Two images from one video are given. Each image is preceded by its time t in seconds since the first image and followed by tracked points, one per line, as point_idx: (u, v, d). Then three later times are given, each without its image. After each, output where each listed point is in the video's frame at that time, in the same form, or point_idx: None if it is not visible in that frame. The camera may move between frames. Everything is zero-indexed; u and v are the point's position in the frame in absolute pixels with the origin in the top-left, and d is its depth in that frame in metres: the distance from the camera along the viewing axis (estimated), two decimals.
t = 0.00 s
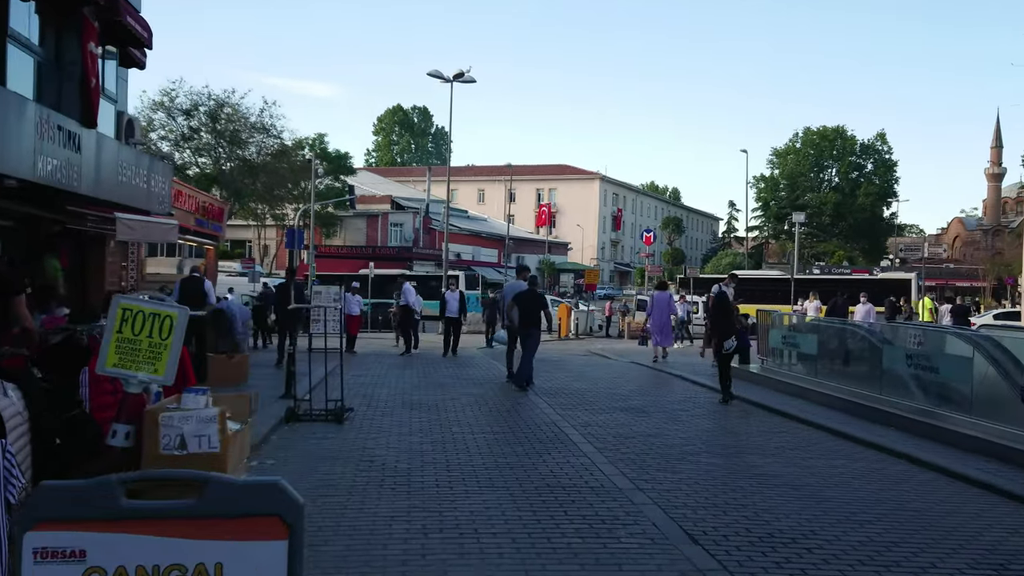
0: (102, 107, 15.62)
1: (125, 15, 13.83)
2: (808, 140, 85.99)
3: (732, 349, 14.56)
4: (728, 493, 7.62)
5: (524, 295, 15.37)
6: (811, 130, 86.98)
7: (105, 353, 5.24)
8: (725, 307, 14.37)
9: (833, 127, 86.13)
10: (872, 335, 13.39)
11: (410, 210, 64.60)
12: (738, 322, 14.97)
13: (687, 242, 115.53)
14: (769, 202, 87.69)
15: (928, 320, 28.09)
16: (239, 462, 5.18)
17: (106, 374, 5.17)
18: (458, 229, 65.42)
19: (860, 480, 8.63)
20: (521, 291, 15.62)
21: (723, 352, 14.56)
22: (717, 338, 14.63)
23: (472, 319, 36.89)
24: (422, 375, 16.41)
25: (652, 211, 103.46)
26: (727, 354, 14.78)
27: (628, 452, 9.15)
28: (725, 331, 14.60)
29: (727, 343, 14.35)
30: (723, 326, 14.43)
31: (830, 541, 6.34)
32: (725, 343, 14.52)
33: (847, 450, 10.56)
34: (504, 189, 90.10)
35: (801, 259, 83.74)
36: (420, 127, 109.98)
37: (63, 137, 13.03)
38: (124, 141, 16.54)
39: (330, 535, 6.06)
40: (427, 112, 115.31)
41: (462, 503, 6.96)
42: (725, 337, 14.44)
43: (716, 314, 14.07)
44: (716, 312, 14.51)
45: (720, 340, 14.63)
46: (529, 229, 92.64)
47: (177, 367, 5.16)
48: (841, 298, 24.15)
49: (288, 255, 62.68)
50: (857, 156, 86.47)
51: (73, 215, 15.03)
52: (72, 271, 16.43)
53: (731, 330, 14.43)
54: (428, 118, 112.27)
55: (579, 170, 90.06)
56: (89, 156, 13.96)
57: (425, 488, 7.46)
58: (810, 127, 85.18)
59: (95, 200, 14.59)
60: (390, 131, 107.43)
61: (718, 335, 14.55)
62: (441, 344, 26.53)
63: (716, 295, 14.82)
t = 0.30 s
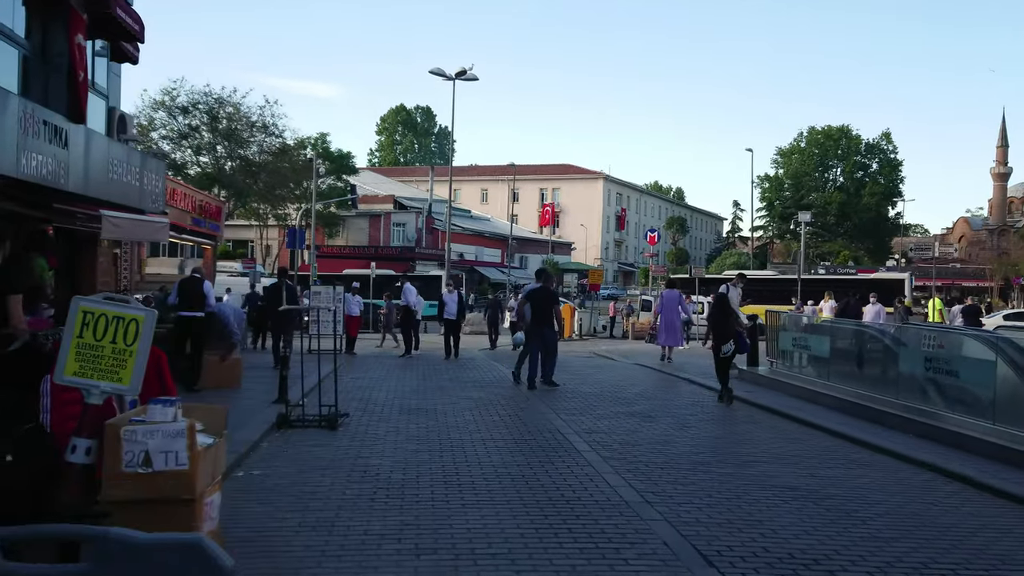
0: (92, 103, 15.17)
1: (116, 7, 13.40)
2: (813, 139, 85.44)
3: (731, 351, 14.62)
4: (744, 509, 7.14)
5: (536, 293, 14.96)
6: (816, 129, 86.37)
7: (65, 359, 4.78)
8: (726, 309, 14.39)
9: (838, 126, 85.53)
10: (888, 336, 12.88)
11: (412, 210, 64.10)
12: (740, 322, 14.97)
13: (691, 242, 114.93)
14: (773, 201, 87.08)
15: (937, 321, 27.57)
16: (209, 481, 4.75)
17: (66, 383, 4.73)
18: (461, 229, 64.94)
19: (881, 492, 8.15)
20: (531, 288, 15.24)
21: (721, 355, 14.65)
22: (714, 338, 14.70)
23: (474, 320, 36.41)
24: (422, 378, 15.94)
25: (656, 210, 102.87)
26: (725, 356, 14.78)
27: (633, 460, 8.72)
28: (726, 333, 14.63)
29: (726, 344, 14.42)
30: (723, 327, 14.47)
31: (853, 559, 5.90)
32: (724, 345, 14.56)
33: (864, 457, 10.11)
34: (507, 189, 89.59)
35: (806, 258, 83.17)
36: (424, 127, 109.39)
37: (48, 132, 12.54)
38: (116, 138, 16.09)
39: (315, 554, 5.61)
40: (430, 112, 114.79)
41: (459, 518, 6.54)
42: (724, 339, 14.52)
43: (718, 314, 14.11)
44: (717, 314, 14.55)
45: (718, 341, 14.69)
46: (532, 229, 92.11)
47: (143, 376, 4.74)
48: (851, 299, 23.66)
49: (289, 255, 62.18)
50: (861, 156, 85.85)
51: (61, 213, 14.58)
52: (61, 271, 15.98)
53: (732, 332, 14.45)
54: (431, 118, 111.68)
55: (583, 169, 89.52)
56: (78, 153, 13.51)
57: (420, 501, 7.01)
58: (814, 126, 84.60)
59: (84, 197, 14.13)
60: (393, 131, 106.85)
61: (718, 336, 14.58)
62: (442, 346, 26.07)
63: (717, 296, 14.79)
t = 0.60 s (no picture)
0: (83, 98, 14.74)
1: None
2: (818, 138, 84.86)
3: (734, 351, 14.42)
4: (767, 529, 6.63)
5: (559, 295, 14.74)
6: (821, 128, 85.74)
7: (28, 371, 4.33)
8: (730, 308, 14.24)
9: (843, 125, 84.91)
10: (907, 338, 12.40)
11: (416, 209, 63.64)
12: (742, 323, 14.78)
13: (695, 241, 114.40)
14: (778, 201, 86.50)
15: (950, 321, 27.04)
16: (187, 502, 4.32)
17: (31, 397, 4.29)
18: (464, 229, 64.48)
19: (911, 507, 7.63)
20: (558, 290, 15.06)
21: (724, 353, 14.45)
22: (718, 338, 14.52)
23: (478, 320, 35.97)
24: (424, 382, 15.48)
25: (660, 210, 102.31)
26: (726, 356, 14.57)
27: (644, 472, 8.31)
28: (729, 333, 14.47)
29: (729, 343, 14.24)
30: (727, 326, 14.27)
31: None
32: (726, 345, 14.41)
33: (884, 465, 9.66)
34: (511, 188, 89.15)
35: (812, 259, 82.60)
36: (427, 126, 108.94)
37: (37, 128, 12.09)
38: (110, 134, 15.67)
39: None
40: (434, 112, 114.44)
41: (465, 538, 6.12)
42: (728, 339, 14.34)
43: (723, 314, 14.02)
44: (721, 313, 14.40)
45: (721, 341, 14.52)
46: (535, 228, 91.65)
47: (116, 389, 4.33)
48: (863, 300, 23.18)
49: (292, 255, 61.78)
50: (867, 155, 85.23)
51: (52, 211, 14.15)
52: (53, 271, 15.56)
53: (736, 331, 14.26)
54: (434, 117, 111.20)
55: (587, 169, 89.05)
56: (70, 149, 13.08)
57: (422, 520, 6.57)
58: (819, 126, 84.00)
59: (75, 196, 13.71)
60: (396, 131, 106.49)
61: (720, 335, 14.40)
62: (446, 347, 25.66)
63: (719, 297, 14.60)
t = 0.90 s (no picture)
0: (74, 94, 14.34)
1: None
2: (822, 137, 84.29)
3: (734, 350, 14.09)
4: (785, 546, 6.18)
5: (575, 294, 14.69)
6: (826, 127, 85.18)
7: None
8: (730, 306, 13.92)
9: (847, 124, 84.33)
10: (923, 340, 11.99)
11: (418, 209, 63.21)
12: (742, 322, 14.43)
13: (700, 241, 113.89)
14: (783, 200, 85.95)
15: (959, 321, 26.58)
16: (155, 529, 3.93)
17: None
18: (467, 228, 64.07)
19: (934, 519, 7.18)
20: (575, 290, 14.94)
21: (723, 353, 14.10)
22: (717, 338, 14.17)
23: (480, 320, 35.57)
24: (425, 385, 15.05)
25: (664, 210, 101.80)
26: (727, 356, 14.20)
27: (652, 482, 7.88)
28: (729, 331, 14.11)
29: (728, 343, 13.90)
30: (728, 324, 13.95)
31: None
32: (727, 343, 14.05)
33: (897, 471, 9.28)
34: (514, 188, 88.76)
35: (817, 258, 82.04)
36: (431, 126, 108.51)
37: (24, 123, 11.70)
38: (102, 131, 15.28)
39: None
40: (438, 111, 114.02)
41: (462, 555, 5.68)
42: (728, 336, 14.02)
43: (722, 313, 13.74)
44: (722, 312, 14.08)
45: (721, 340, 14.16)
46: (539, 228, 91.23)
47: (76, 403, 3.93)
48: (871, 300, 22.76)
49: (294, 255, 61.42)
50: (872, 154, 84.63)
51: (42, 210, 13.76)
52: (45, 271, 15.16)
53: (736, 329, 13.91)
54: (438, 117, 110.76)
55: (590, 168, 88.61)
56: (59, 146, 12.68)
57: (418, 535, 6.14)
58: (824, 124, 83.45)
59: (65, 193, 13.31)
60: (400, 130, 106.08)
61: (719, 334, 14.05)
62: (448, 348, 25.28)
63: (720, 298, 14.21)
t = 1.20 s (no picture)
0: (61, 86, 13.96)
1: None
2: (827, 136, 83.71)
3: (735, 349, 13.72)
4: (805, 558, 5.75)
5: (591, 294, 14.49)
6: (830, 126, 84.62)
7: None
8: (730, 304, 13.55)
9: (852, 123, 83.78)
10: (940, 339, 11.53)
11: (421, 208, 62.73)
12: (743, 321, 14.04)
13: (704, 240, 113.31)
14: (787, 199, 85.37)
15: (969, 320, 26.10)
16: (112, 549, 3.54)
17: None
18: (470, 227, 63.60)
19: (959, 528, 6.76)
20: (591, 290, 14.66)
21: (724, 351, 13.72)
22: (717, 336, 13.79)
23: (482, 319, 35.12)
24: (425, 385, 14.60)
25: (668, 209, 101.29)
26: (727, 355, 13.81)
27: (660, 488, 7.46)
28: (729, 329, 13.73)
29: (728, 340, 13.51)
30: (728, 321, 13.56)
31: None
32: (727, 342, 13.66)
33: (912, 474, 8.86)
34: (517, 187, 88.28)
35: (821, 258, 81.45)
36: (434, 125, 107.99)
37: (9, 113, 11.31)
38: (92, 125, 14.89)
39: None
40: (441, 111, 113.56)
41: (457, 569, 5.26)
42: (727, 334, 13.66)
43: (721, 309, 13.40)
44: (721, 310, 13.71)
45: (721, 339, 13.81)
46: (542, 227, 90.74)
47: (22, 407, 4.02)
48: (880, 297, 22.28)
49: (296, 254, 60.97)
50: (876, 153, 84.05)
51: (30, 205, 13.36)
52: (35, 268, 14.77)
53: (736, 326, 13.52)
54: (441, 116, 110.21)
55: (594, 167, 88.14)
56: (46, 138, 12.30)
57: (411, 547, 5.72)
58: (828, 123, 82.91)
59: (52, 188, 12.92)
60: (403, 130, 105.56)
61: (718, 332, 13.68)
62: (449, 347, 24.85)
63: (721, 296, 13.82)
